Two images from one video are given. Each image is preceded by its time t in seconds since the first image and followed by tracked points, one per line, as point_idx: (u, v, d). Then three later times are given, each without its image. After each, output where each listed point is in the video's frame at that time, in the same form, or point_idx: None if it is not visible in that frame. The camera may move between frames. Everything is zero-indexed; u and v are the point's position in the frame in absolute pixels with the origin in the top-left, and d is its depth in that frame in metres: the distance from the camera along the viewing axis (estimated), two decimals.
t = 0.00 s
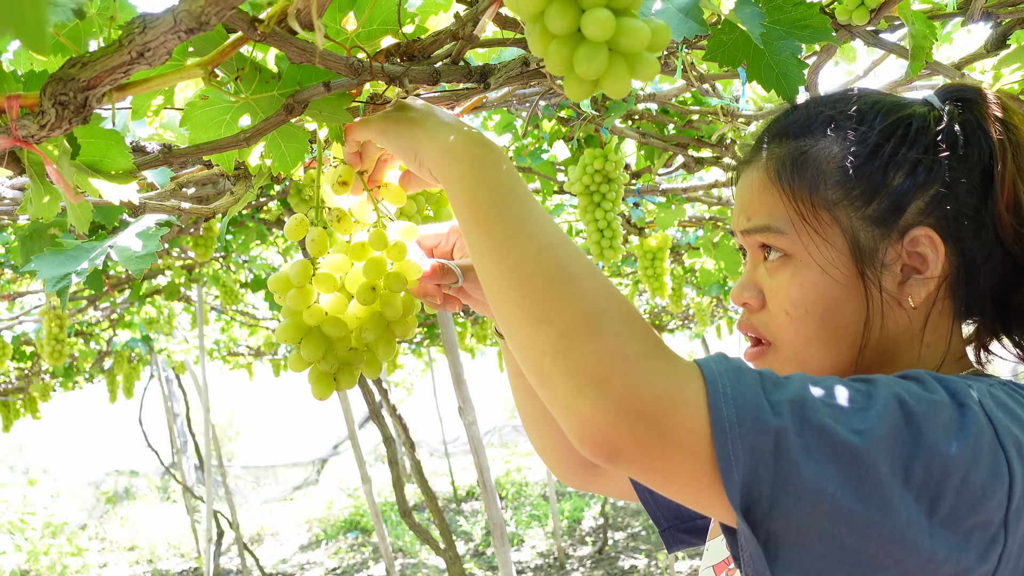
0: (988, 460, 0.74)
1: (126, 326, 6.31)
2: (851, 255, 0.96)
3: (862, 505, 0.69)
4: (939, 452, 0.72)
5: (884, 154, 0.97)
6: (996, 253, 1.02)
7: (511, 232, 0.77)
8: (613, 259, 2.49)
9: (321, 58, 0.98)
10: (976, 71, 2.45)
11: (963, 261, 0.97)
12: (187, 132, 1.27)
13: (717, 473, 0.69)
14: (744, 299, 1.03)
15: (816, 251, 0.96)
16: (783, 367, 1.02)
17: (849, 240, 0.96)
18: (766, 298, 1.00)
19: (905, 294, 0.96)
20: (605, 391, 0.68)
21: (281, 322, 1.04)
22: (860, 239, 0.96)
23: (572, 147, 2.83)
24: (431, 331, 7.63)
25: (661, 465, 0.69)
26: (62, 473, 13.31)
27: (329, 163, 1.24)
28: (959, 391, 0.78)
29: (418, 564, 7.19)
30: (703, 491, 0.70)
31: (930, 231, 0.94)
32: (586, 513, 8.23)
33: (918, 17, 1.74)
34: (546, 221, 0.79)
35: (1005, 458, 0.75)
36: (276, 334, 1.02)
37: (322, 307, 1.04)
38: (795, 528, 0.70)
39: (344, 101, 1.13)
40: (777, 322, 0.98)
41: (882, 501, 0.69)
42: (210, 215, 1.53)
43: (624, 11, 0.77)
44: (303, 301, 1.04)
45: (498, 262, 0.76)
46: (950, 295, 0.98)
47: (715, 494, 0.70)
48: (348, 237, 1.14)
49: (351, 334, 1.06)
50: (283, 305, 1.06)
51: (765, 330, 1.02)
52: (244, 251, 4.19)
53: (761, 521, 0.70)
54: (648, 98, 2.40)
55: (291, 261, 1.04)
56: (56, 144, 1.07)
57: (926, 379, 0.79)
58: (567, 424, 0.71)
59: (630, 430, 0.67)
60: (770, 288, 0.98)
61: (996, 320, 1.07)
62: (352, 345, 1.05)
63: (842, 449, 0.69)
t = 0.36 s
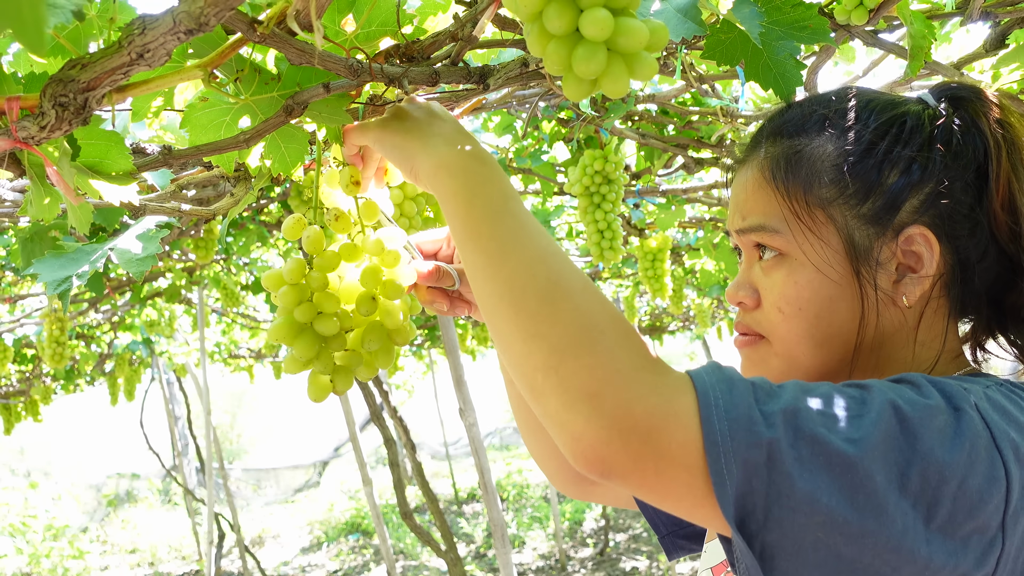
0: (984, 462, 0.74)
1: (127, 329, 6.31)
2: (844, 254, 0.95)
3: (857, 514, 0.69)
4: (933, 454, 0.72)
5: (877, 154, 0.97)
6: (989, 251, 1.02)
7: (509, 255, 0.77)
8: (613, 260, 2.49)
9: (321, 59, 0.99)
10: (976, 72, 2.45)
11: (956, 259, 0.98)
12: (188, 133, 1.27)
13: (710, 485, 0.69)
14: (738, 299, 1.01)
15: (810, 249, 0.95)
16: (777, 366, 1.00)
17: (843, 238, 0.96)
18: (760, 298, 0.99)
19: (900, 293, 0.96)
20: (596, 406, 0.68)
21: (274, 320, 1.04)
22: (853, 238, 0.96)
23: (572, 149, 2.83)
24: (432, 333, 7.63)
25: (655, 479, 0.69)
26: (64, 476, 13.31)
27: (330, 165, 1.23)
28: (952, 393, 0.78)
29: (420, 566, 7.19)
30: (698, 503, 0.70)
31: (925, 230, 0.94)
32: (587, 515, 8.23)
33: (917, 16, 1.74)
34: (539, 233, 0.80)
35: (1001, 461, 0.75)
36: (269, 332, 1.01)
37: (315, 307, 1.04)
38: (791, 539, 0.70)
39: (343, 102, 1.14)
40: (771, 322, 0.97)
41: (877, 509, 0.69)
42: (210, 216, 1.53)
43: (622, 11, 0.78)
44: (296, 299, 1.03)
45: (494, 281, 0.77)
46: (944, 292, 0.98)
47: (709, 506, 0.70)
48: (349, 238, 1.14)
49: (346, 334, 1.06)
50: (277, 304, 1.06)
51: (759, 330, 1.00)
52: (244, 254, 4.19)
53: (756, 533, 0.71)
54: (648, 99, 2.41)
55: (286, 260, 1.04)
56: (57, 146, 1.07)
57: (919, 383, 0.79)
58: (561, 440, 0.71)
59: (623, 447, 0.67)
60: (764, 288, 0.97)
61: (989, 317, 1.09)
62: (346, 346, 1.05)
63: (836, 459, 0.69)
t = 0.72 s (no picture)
0: (982, 560, 0.74)
1: (127, 331, 6.30)
2: (842, 250, 1.01)
3: None
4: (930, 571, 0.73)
5: (879, 153, 1.04)
6: (981, 257, 1.08)
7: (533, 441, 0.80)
8: (613, 261, 2.49)
9: (319, 60, 0.99)
10: (976, 72, 2.45)
11: (950, 262, 1.04)
12: (186, 135, 1.27)
13: None
14: (729, 289, 1.07)
15: (808, 244, 1.01)
16: (762, 362, 1.04)
17: (841, 233, 1.01)
18: (752, 290, 1.04)
19: (892, 293, 1.02)
20: None
21: (269, 320, 1.04)
22: (852, 234, 1.02)
23: (572, 150, 2.83)
24: (432, 334, 7.63)
25: None
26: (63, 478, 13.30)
27: (331, 167, 1.23)
28: (949, 521, 0.75)
29: (420, 567, 7.18)
30: None
31: (921, 231, 1.01)
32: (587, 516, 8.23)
33: (916, 17, 1.74)
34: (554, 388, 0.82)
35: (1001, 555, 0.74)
36: (263, 332, 1.01)
37: (311, 307, 1.03)
38: None
39: (342, 103, 1.17)
40: (762, 314, 1.02)
41: None
42: (210, 218, 1.54)
43: (620, 12, 0.78)
44: (290, 298, 1.03)
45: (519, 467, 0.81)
46: (934, 295, 1.04)
47: None
48: (345, 241, 1.13)
49: (340, 335, 1.06)
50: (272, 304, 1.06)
51: (749, 322, 1.05)
52: (245, 255, 4.19)
53: None
54: (647, 100, 2.41)
55: (283, 260, 1.04)
56: (55, 147, 1.07)
57: (918, 525, 0.75)
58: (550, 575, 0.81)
59: None
60: (756, 280, 1.03)
61: (977, 324, 1.14)
62: (341, 347, 1.05)
63: None
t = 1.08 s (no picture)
0: None
1: (127, 332, 6.29)
2: (828, 248, 1.06)
3: None
4: None
5: (862, 152, 1.08)
6: (961, 253, 1.13)
7: (541, 511, 1.09)
8: (612, 261, 2.49)
9: (317, 59, 0.99)
10: (974, 72, 2.44)
11: (932, 259, 1.08)
12: (184, 135, 1.27)
13: None
14: (713, 291, 1.11)
15: (794, 244, 1.05)
16: (755, 363, 1.09)
17: (827, 232, 1.06)
18: (737, 291, 1.09)
19: (876, 290, 1.07)
20: None
21: (272, 320, 1.04)
22: (838, 233, 1.06)
23: (571, 150, 2.82)
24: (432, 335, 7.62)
25: None
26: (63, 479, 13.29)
27: (329, 167, 1.23)
28: (917, 555, 0.81)
29: (420, 568, 7.19)
30: None
31: (903, 229, 1.06)
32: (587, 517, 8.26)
33: (914, 17, 1.74)
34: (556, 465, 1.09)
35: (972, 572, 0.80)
36: (266, 332, 1.02)
37: (312, 306, 1.03)
38: None
39: (339, 101, 1.17)
40: (749, 314, 1.07)
41: None
42: (208, 218, 1.54)
43: (618, 10, 0.78)
44: (291, 298, 1.03)
45: (535, 532, 1.11)
46: (916, 292, 1.09)
47: None
48: (345, 240, 1.12)
49: (342, 334, 1.06)
50: (273, 303, 1.06)
51: (734, 321, 1.10)
52: (244, 256, 4.18)
53: None
54: (646, 100, 2.42)
55: (283, 259, 1.04)
56: (52, 147, 1.07)
57: (887, 564, 0.82)
58: None
59: None
60: (743, 281, 1.08)
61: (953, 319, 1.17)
62: (344, 345, 1.05)
63: None
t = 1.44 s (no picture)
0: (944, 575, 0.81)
1: (127, 333, 6.30)
2: (817, 244, 1.06)
3: None
4: None
5: (850, 149, 1.08)
6: (951, 250, 1.14)
7: (536, 504, 1.13)
8: (612, 262, 2.50)
9: (317, 60, 0.98)
10: (973, 73, 2.44)
11: (920, 255, 1.09)
12: (184, 135, 1.27)
13: None
14: (705, 288, 1.12)
15: (783, 241, 1.06)
16: (747, 359, 1.09)
17: (816, 229, 1.06)
18: (728, 287, 1.09)
19: (865, 286, 1.07)
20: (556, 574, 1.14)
21: (271, 320, 1.04)
22: (827, 229, 1.07)
23: (571, 150, 2.82)
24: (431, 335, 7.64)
25: None
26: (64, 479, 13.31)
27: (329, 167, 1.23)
28: (909, 550, 0.82)
29: (420, 568, 7.19)
30: None
31: (892, 225, 1.06)
32: (587, 517, 8.28)
33: (913, 18, 1.74)
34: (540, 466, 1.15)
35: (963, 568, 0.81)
36: (264, 332, 1.02)
37: (312, 307, 1.03)
38: None
39: (339, 102, 1.17)
40: (740, 311, 1.07)
41: None
42: (208, 218, 1.54)
43: (618, 10, 0.78)
44: (290, 298, 1.03)
45: (525, 527, 1.13)
46: (907, 288, 1.10)
47: None
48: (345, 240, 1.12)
49: (341, 335, 1.06)
50: (272, 304, 1.06)
51: (727, 317, 1.10)
52: (244, 257, 4.18)
53: None
54: (645, 100, 2.43)
55: (283, 260, 1.04)
56: (52, 147, 1.07)
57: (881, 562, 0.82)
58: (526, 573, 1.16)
59: None
60: (734, 277, 1.08)
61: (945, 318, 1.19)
62: (343, 346, 1.05)
63: None
